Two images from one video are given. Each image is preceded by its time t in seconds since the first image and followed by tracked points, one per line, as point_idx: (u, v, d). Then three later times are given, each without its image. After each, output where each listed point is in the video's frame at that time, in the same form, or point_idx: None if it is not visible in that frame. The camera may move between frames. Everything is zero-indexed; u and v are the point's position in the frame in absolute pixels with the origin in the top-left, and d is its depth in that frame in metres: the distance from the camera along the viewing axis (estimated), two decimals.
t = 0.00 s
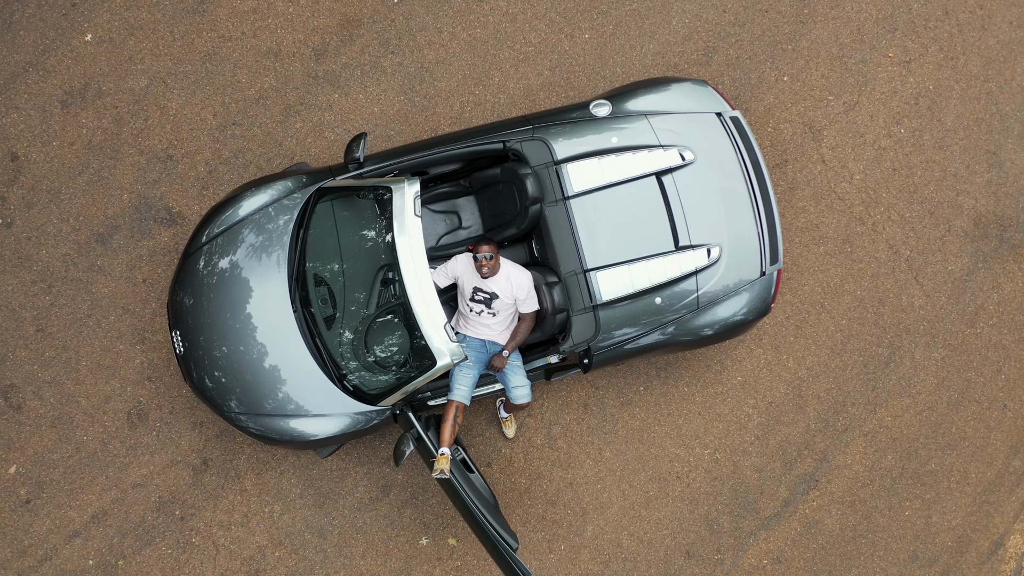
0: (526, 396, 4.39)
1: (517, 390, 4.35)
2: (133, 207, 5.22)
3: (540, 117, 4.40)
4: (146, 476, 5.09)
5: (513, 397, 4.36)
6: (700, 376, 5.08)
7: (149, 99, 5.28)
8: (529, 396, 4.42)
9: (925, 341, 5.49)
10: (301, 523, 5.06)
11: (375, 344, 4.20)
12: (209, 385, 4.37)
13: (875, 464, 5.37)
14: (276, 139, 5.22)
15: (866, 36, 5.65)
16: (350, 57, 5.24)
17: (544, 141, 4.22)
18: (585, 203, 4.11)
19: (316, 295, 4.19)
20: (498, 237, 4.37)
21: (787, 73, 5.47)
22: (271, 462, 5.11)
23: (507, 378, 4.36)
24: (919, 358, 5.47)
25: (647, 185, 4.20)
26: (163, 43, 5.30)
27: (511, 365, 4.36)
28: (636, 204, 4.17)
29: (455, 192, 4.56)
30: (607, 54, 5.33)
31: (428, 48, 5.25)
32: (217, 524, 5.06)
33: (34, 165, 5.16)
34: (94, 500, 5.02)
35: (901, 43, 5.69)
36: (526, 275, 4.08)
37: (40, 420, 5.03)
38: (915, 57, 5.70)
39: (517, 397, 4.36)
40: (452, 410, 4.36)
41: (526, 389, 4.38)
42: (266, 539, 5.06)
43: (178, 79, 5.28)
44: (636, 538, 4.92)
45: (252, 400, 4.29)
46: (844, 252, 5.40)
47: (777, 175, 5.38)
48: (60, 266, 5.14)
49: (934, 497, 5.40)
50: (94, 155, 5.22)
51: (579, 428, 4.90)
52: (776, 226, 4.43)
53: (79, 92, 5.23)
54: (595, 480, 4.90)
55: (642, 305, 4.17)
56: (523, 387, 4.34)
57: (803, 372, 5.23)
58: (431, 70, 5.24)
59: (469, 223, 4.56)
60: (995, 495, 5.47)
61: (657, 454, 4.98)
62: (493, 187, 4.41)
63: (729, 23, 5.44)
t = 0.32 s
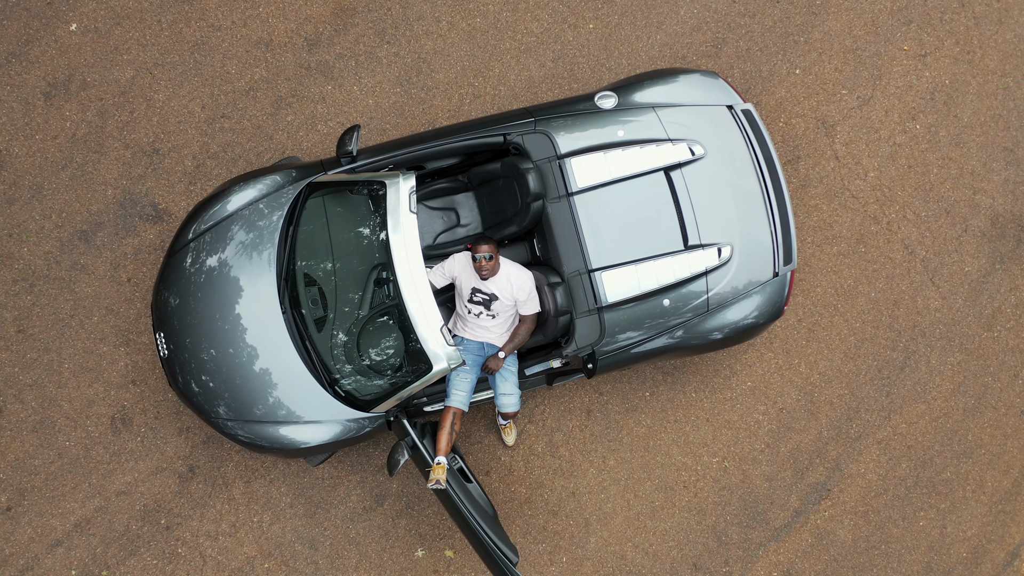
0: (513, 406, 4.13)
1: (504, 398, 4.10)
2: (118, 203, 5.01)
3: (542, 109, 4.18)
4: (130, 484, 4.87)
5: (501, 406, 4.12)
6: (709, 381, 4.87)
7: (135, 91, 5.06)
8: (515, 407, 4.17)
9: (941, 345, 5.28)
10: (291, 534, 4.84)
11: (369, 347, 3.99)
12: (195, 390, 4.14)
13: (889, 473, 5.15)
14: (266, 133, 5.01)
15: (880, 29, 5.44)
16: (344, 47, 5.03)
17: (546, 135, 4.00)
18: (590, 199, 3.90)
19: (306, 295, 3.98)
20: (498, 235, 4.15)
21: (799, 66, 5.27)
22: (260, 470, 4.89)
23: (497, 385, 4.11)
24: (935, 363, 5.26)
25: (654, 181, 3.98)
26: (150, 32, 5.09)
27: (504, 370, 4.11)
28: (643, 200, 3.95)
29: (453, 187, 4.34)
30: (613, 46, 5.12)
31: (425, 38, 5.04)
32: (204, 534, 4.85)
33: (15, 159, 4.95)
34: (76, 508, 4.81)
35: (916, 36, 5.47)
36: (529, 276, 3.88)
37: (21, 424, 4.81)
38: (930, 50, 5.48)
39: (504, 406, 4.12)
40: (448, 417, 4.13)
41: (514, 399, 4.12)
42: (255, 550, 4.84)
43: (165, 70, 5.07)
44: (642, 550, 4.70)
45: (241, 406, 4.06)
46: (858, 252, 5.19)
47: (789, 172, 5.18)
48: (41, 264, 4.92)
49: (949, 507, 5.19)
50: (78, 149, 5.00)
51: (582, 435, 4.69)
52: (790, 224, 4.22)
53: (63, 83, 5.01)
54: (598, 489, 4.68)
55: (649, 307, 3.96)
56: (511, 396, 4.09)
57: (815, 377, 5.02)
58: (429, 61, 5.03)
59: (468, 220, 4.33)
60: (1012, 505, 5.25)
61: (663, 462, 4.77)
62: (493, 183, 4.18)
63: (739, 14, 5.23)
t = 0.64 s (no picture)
0: (525, 409, 3.90)
1: (515, 403, 3.89)
2: (102, 197, 4.80)
3: (545, 100, 3.98)
4: (113, 490, 4.67)
5: (512, 411, 3.90)
6: (717, 386, 4.66)
7: (121, 81, 4.85)
8: (528, 411, 3.93)
9: (957, 350, 5.07)
10: (280, 544, 4.63)
11: (362, 351, 3.79)
12: (181, 394, 3.93)
13: (902, 483, 4.94)
14: (257, 125, 4.80)
15: (896, 21, 5.24)
16: (339, 36, 4.83)
17: (549, 127, 3.80)
18: (595, 195, 3.69)
19: (295, 295, 3.77)
20: (498, 233, 3.96)
21: (812, 59, 5.07)
22: (248, 477, 4.68)
23: (505, 389, 3.90)
24: (950, 368, 5.05)
25: (662, 176, 3.78)
26: (137, 20, 4.88)
27: (509, 374, 3.90)
28: (651, 197, 3.74)
29: (450, 183, 4.14)
30: (618, 37, 4.92)
31: (423, 27, 4.84)
32: (189, 544, 4.64)
33: None
34: (57, 516, 4.60)
35: (933, 30, 5.27)
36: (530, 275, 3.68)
37: None
38: (947, 44, 5.28)
39: (515, 411, 3.90)
40: (445, 424, 3.89)
41: (526, 402, 3.91)
42: (242, 561, 4.63)
43: (152, 60, 4.87)
44: (646, 563, 4.48)
45: (229, 411, 3.85)
46: (872, 253, 4.99)
47: (801, 169, 4.98)
48: (22, 261, 4.72)
49: (964, 518, 4.97)
50: (62, 142, 4.79)
51: (585, 443, 4.48)
52: (805, 223, 4.01)
53: (47, 73, 4.80)
54: (601, 499, 4.47)
55: (657, 310, 3.75)
56: (522, 400, 3.88)
57: (828, 383, 4.81)
58: (426, 51, 4.83)
59: (466, 217, 4.16)
60: None
61: (669, 471, 4.56)
62: (493, 178, 3.98)
63: (750, 5, 5.03)
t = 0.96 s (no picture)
0: (522, 417, 3.70)
1: (511, 409, 3.68)
2: (86, 190, 4.61)
3: (549, 91, 3.78)
4: (95, 496, 4.47)
5: (507, 418, 3.69)
6: (725, 393, 4.47)
7: (107, 70, 4.65)
8: (524, 418, 3.73)
9: (973, 355, 4.88)
10: (268, 554, 4.44)
11: (355, 353, 3.60)
12: (166, 397, 3.73)
13: (915, 493, 4.74)
14: (247, 116, 4.61)
15: (912, 15, 5.04)
16: (333, 24, 4.64)
17: (553, 119, 3.60)
18: (600, 191, 3.50)
19: (285, 294, 3.58)
20: (499, 230, 3.77)
21: (826, 52, 4.88)
22: (235, 484, 4.49)
23: (501, 395, 3.70)
24: (966, 375, 4.86)
25: (671, 172, 3.59)
26: (125, 7, 4.69)
27: (507, 379, 3.70)
28: (659, 193, 3.55)
29: (448, 177, 3.94)
30: (625, 27, 4.73)
31: (421, 15, 4.64)
32: (174, 552, 4.45)
33: None
34: (38, 522, 4.40)
35: (950, 24, 5.08)
36: (531, 275, 3.49)
37: None
38: (964, 39, 5.09)
39: (511, 418, 3.70)
40: (441, 430, 3.68)
41: (523, 408, 3.71)
42: (229, 570, 4.44)
43: (140, 49, 4.67)
44: None
45: (216, 415, 3.65)
46: (887, 255, 4.80)
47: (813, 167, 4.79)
48: (3, 257, 4.52)
49: (978, 530, 4.78)
50: (45, 133, 4.59)
51: (587, 450, 4.28)
52: (820, 222, 3.82)
53: (30, 62, 4.61)
54: (603, 509, 4.27)
55: (665, 312, 3.55)
56: (518, 406, 3.68)
57: (840, 389, 4.62)
58: (424, 40, 4.63)
59: (465, 213, 3.96)
60: None
61: (675, 481, 4.36)
62: (494, 172, 3.78)
63: None
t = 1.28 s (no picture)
0: (518, 424, 3.53)
1: (507, 416, 3.51)
2: (71, 181, 4.43)
3: (554, 82, 3.60)
4: (77, 499, 4.29)
5: (503, 425, 3.52)
6: (732, 400, 4.29)
7: (94, 57, 4.48)
8: (520, 426, 3.56)
9: (987, 364, 4.70)
10: (254, 562, 4.26)
11: (347, 355, 3.42)
12: (151, 399, 3.55)
13: (927, 506, 4.55)
14: (238, 106, 4.44)
15: (928, 11, 4.87)
16: (330, 12, 4.46)
17: (557, 112, 3.43)
18: (605, 188, 3.32)
19: (273, 292, 3.40)
20: (499, 228, 3.59)
21: (840, 48, 4.71)
22: (221, 488, 4.32)
23: (497, 401, 3.52)
24: (980, 385, 4.68)
25: (681, 169, 3.41)
26: None
27: (505, 384, 3.52)
28: (668, 191, 3.38)
29: (447, 172, 3.77)
30: (632, 19, 4.56)
31: (421, 4, 4.47)
32: (157, 558, 4.27)
33: None
34: (16, 525, 4.22)
35: (967, 21, 4.91)
36: (531, 275, 3.32)
37: None
38: (982, 37, 4.92)
39: (506, 425, 3.52)
40: (435, 436, 3.52)
41: (519, 416, 3.53)
42: None
43: (129, 35, 4.50)
44: None
45: (203, 418, 3.47)
46: (901, 258, 4.63)
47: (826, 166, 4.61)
48: None
49: (990, 544, 4.59)
50: (29, 121, 4.42)
51: (587, 458, 4.09)
52: (836, 223, 3.64)
53: (15, 48, 4.43)
54: (604, 520, 4.07)
55: (672, 315, 3.38)
56: (514, 414, 3.50)
57: (851, 398, 4.44)
58: (424, 29, 4.46)
59: (463, 210, 3.80)
60: None
61: (679, 491, 4.17)
62: (495, 167, 3.61)
63: None
